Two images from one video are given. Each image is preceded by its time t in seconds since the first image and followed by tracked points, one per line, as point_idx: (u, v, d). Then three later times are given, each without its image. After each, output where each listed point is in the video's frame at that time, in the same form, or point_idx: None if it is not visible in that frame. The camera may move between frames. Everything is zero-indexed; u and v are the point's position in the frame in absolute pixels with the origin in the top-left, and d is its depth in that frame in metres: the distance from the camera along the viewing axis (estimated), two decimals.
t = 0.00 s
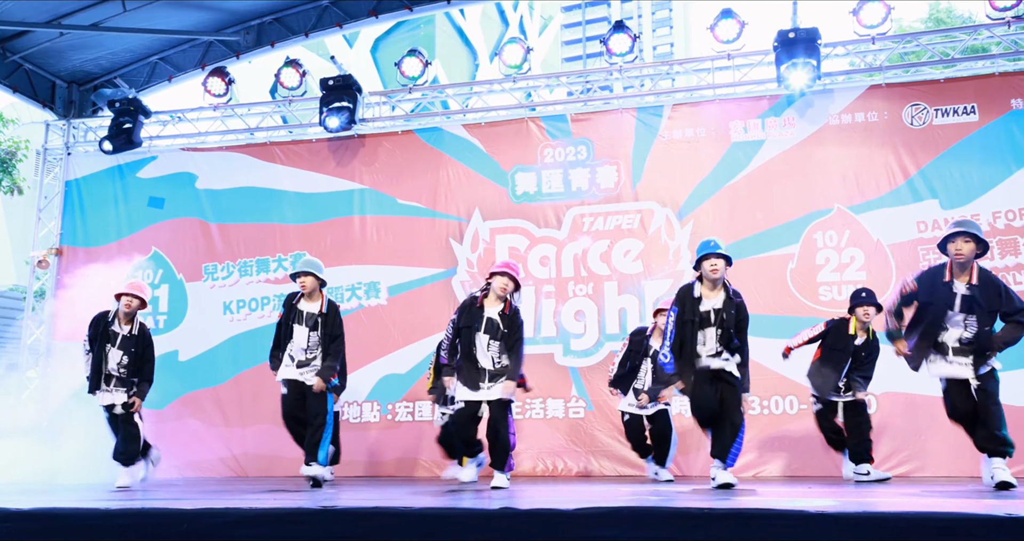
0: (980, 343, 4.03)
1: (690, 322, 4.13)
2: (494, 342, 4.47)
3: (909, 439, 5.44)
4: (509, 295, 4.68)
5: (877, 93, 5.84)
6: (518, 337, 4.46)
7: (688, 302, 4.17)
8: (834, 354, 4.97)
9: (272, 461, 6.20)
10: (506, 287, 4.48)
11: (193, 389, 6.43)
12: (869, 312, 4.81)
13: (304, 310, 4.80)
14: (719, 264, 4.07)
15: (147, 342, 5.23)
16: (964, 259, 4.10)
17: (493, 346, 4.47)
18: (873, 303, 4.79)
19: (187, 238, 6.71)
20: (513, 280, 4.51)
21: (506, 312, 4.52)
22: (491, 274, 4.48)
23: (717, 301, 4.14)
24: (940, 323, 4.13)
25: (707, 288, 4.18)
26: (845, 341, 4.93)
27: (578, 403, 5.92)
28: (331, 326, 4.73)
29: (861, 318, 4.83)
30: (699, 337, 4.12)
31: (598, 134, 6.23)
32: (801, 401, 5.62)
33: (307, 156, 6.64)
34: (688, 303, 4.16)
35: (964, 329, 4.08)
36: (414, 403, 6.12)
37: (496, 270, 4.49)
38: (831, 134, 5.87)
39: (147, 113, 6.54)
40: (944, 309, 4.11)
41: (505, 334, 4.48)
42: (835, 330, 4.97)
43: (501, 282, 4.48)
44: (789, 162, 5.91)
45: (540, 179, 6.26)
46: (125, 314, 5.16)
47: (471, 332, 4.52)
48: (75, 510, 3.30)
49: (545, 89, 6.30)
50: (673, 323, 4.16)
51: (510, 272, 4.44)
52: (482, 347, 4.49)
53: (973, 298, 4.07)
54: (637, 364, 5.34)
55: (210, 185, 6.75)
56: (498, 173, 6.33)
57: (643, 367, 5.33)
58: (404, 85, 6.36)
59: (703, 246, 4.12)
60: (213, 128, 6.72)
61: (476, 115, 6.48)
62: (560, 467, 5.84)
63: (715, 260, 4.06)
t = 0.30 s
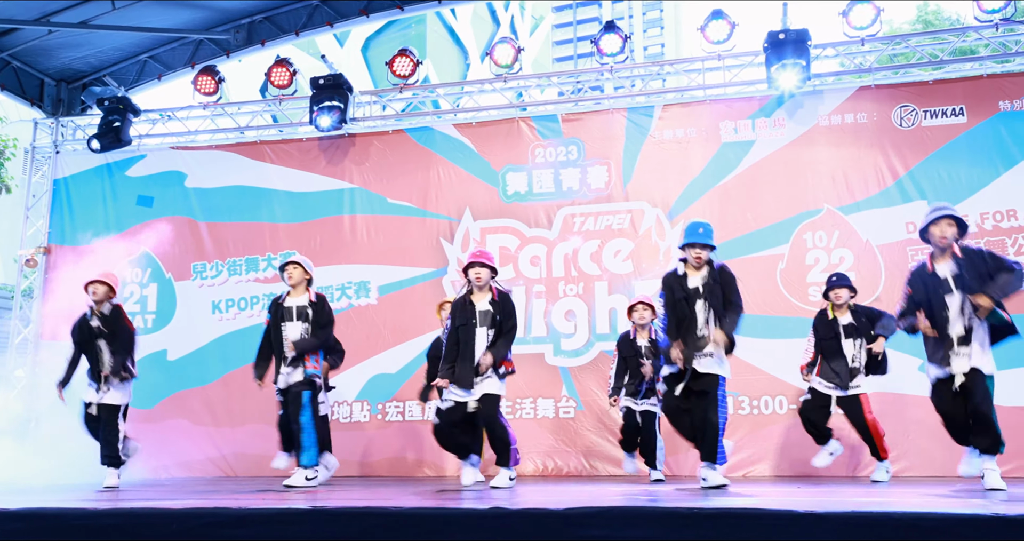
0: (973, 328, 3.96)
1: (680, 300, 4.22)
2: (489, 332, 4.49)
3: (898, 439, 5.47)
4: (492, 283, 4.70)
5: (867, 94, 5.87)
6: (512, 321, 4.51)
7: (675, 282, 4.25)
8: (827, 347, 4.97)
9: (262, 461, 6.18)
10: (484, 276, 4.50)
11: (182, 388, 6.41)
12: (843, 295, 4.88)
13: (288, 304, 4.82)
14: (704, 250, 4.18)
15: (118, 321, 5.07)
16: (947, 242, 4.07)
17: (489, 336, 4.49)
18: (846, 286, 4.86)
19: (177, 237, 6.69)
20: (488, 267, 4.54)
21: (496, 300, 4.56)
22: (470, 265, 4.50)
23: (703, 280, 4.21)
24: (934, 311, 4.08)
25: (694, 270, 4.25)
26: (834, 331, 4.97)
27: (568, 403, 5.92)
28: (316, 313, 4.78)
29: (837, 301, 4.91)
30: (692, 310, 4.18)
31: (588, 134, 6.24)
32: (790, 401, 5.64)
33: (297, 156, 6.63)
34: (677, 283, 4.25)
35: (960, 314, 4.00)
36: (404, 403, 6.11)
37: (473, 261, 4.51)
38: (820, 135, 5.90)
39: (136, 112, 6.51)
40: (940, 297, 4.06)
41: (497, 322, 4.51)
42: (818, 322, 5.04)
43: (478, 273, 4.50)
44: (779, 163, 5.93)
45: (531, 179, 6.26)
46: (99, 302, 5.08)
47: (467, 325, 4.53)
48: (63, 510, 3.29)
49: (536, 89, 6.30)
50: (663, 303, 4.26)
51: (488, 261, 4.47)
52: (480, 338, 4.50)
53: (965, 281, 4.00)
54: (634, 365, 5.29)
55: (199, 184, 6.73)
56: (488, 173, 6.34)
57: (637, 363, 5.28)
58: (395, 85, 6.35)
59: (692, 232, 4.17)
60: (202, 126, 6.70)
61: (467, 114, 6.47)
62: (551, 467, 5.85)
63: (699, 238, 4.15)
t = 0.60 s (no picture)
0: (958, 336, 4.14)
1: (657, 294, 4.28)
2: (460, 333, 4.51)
3: (896, 439, 5.47)
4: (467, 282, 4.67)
5: (865, 95, 5.87)
6: (484, 325, 4.49)
7: (654, 269, 4.33)
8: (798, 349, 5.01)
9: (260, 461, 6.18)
10: (456, 278, 4.51)
11: (180, 387, 6.40)
12: (815, 296, 4.89)
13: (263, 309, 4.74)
14: (680, 252, 4.24)
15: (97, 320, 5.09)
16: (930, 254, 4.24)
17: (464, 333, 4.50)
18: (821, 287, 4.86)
19: (174, 237, 6.68)
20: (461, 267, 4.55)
21: (467, 301, 4.53)
22: (441, 268, 4.52)
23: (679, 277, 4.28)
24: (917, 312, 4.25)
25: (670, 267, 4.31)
26: (804, 331, 5.00)
27: (566, 403, 5.92)
28: (282, 319, 4.70)
29: (810, 303, 4.91)
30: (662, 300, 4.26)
31: (586, 134, 6.24)
32: (788, 401, 5.64)
33: (295, 155, 6.63)
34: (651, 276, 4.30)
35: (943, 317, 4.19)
36: (402, 403, 6.11)
37: (444, 262, 4.52)
38: (818, 135, 5.90)
39: (134, 111, 6.51)
40: (922, 305, 4.21)
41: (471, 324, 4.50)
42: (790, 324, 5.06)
43: (450, 274, 4.52)
44: (777, 163, 5.94)
45: (529, 179, 6.26)
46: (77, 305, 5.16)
47: (442, 322, 4.54)
48: (61, 509, 3.28)
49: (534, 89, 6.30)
50: (643, 284, 4.30)
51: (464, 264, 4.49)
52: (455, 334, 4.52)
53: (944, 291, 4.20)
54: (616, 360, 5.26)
55: (197, 184, 6.73)
56: (486, 172, 6.34)
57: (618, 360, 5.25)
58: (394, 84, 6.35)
59: (668, 234, 4.23)
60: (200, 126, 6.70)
61: (465, 114, 6.47)
62: (549, 467, 5.84)
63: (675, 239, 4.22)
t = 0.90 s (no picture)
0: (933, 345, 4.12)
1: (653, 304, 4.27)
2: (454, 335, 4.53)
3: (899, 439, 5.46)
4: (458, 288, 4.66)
5: (869, 93, 5.86)
6: (481, 317, 4.53)
7: (653, 290, 4.30)
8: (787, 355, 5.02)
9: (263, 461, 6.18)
10: (444, 287, 4.52)
11: (183, 387, 6.41)
12: (805, 301, 4.89)
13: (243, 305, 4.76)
14: (674, 253, 4.21)
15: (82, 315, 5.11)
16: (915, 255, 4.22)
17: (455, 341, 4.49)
18: (811, 293, 4.87)
19: (178, 237, 6.69)
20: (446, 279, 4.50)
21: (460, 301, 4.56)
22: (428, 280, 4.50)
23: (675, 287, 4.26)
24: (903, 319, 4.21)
25: (670, 280, 4.30)
26: (795, 339, 4.99)
27: (569, 402, 5.91)
28: (255, 313, 4.69)
29: (798, 307, 4.92)
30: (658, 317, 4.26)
31: (590, 134, 6.24)
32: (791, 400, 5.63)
33: (298, 155, 6.64)
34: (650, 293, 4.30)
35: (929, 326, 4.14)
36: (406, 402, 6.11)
37: (432, 275, 4.48)
38: (822, 135, 5.89)
39: (138, 111, 6.51)
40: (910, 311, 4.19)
41: (463, 325, 4.52)
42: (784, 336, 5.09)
43: (438, 288, 4.52)
44: (780, 162, 5.93)
45: (532, 178, 6.26)
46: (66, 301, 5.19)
47: (435, 331, 4.55)
48: (63, 508, 3.28)
49: (538, 88, 6.30)
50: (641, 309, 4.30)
51: (450, 276, 4.48)
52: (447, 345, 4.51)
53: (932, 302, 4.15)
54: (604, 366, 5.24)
55: (201, 183, 6.74)
56: (489, 172, 6.34)
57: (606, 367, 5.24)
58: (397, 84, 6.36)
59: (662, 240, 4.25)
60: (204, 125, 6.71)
61: (468, 113, 6.47)
62: (552, 466, 5.83)
63: (666, 245, 4.22)
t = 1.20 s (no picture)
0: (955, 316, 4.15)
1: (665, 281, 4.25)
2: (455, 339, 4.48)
3: (900, 440, 5.45)
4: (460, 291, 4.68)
5: (868, 94, 5.87)
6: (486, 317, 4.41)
7: (666, 270, 4.27)
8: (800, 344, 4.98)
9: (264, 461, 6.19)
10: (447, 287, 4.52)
11: (183, 388, 6.41)
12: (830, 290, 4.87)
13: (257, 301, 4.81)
14: (690, 239, 4.15)
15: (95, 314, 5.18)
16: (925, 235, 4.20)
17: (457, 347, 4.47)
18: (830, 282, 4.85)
19: (178, 237, 6.70)
20: (451, 280, 4.54)
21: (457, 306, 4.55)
22: (433, 279, 4.51)
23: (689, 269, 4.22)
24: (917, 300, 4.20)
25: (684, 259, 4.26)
26: (812, 327, 4.92)
27: (569, 403, 5.90)
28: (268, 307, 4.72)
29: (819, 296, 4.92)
30: (673, 304, 4.22)
31: (589, 134, 6.24)
32: (791, 401, 5.63)
33: (298, 155, 6.64)
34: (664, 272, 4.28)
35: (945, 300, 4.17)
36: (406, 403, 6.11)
37: (436, 274, 4.52)
38: (821, 135, 5.89)
39: (137, 111, 6.51)
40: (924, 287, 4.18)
41: (466, 330, 4.48)
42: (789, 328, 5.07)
43: (443, 286, 4.52)
44: (779, 162, 5.93)
45: (532, 179, 6.26)
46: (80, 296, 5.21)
47: (439, 338, 4.52)
48: (63, 509, 3.28)
49: (537, 88, 6.30)
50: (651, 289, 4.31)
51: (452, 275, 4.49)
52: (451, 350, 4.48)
53: (941, 274, 4.17)
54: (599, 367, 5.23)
55: (201, 184, 6.74)
56: (489, 172, 6.34)
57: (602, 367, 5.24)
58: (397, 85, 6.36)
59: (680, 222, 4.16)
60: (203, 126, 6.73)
61: (468, 114, 6.47)
62: (552, 467, 5.83)
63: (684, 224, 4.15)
